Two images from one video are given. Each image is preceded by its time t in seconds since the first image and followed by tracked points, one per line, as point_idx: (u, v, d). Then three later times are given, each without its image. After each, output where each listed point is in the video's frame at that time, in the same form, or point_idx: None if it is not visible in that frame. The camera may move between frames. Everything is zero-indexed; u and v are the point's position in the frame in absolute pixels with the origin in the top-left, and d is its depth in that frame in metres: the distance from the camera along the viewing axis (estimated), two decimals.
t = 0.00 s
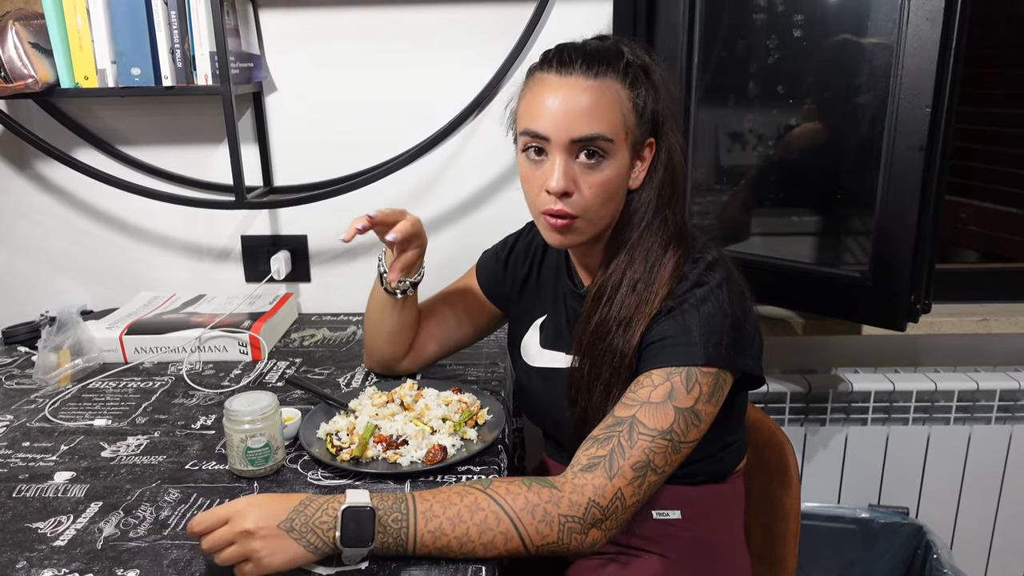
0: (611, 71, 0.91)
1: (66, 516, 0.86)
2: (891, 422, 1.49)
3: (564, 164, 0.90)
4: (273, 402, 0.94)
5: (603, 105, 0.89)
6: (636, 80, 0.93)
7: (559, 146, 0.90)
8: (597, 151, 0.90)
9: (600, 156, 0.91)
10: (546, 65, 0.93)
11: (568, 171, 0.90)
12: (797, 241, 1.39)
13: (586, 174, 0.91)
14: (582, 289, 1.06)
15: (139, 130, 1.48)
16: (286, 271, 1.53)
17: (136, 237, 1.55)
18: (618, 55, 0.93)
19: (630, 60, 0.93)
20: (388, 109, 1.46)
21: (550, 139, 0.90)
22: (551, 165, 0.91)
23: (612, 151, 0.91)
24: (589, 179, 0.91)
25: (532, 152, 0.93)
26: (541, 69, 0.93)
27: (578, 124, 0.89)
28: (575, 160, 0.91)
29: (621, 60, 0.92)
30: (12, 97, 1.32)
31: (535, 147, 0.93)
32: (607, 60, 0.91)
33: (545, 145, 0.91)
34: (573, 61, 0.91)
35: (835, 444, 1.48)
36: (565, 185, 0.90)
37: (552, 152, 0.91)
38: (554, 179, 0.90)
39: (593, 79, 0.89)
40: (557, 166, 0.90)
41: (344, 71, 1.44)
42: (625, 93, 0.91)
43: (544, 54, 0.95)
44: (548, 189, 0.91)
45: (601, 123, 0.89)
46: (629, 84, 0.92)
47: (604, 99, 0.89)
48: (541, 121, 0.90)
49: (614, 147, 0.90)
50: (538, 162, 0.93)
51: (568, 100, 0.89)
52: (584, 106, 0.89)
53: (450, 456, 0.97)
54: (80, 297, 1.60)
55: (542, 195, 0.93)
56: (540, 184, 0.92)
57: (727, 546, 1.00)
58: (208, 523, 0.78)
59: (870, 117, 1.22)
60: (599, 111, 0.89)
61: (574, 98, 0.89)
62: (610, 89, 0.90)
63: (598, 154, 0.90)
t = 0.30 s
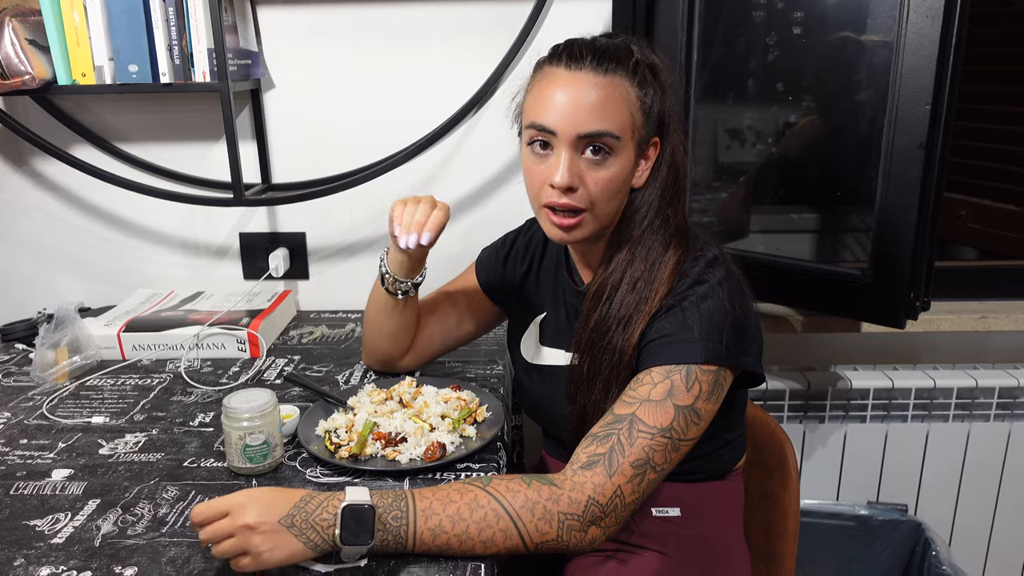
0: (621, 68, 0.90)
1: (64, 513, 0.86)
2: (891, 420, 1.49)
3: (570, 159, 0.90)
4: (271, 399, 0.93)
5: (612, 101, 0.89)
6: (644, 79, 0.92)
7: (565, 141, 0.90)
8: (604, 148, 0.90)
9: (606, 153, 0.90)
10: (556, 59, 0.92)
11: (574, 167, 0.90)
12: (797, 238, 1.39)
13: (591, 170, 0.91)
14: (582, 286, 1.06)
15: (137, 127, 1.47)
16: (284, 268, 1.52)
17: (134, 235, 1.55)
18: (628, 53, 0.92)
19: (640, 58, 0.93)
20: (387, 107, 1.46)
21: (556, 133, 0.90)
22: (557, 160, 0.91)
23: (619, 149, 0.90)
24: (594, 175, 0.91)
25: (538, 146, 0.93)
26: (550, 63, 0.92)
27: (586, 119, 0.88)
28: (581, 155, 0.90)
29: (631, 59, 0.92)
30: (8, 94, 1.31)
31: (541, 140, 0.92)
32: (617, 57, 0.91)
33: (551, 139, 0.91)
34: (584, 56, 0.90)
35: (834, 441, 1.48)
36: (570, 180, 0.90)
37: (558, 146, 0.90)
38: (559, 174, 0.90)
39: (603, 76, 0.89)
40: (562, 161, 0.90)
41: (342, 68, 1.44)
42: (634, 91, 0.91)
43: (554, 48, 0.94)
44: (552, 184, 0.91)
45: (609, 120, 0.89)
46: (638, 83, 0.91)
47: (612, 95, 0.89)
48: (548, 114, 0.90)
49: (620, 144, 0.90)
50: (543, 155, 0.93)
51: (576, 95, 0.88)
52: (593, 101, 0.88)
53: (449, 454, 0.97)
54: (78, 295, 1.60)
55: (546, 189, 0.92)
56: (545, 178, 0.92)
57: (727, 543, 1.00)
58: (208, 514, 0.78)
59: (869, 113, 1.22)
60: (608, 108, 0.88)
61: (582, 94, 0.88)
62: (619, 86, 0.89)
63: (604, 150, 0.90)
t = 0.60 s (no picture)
0: (635, 68, 0.90)
1: (64, 512, 0.86)
2: (891, 420, 1.48)
3: (590, 157, 0.90)
4: (271, 399, 0.94)
5: (631, 99, 0.89)
6: (656, 80, 0.92)
7: (585, 139, 0.89)
8: (622, 145, 0.90)
9: (625, 151, 0.90)
10: (570, 56, 0.92)
11: (594, 165, 0.90)
12: (798, 238, 1.38)
13: (610, 168, 0.91)
14: (586, 286, 1.06)
15: (138, 126, 1.47)
16: (285, 267, 1.52)
17: (134, 233, 1.55)
18: (640, 53, 0.92)
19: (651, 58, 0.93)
20: (389, 106, 1.46)
21: (575, 131, 0.89)
22: (576, 158, 0.90)
23: (637, 146, 0.91)
24: (613, 173, 0.91)
25: (554, 144, 0.93)
26: (564, 61, 0.92)
27: (605, 117, 0.88)
28: (600, 153, 0.90)
29: (643, 58, 0.92)
30: (9, 91, 1.31)
31: (557, 138, 0.92)
32: (630, 57, 0.91)
33: (570, 136, 0.90)
34: (600, 55, 0.90)
35: (834, 442, 1.48)
36: (590, 178, 0.90)
37: (577, 144, 0.90)
38: (579, 172, 0.90)
39: (619, 74, 0.89)
40: (582, 159, 0.90)
41: (343, 67, 1.44)
42: (648, 89, 0.91)
43: (565, 45, 0.94)
44: (571, 182, 0.91)
45: (628, 117, 0.89)
46: (650, 82, 0.91)
47: (630, 93, 0.89)
48: (566, 112, 0.89)
49: (638, 142, 0.90)
50: (560, 153, 0.93)
51: (593, 93, 0.88)
52: (611, 99, 0.88)
53: (450, 454, 0.97)
54: (79, 294, 1.60)
55: (563, 187, 0.92)
56: (563, 176, 0.92)
57: (729, 544, 1.00)
58: (219, 540, 0.75)
59: (871, 113, 1.22)
60: (626, 105, 0.88)
61: (600, 91, 0.88)
62: (635, 84, 0.89)
63: (623, 148, 0.90)
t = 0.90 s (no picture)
0: (636, 67, 0.90)
1: (67, 511, 0.86)
2: (894, 419, 1.48)
3: (585, 157, 0.90)
4: (274, 397, 0.94)
5: (629, 100, 0.88)
6: (658, 80, 0.92)
7: (580, 138, 0.89)
8: (619, 146, 0.90)
9: (621, 152, 0.90)
10: (572, 55, 0.92)
11: (588, 164, 0.90)
12: (800, 237, 1.38)
13: (605, 168, 0.91)
14: (587, 285, 1.06)
15: (141, 126, 1.48)
16: (287, 267, 1.52)
17: (137, 233, 1.55)
18: (643, 53, 0.92)
19: (655, 58, 0.93)
20: (391, 106, 1.46)
21: (571, 130, 0.89)
22: (572, 157, 0.90)
23: (634, 147, 0.90)
24: (608, 174, 0.91)
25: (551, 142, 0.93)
26: (566, 60, 0.92)
27: (601, 117, 0.88)
28: (596, 153, 0.90)
29: (646, 58, 0.92)
30: (12, 92, 1.31)
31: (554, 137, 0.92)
32: (632, 56, 0.91)
33: (566, 136, 0.90)
34: (601, 54, 0.90)
35: (837, 441, 1.48)
36: (584, 177, 0.90)
37: (573, 143, 0.90)
38: (573, 171, 0.90)
39: (620, 74, 0.89)
40: (576, 158, 0.90)
41: (346, 67, 1.44)
42: (649, 89, 0.91)
43: (568, 43, 0.94)
44: (566, 181, 0.91)
45: (625, 118, 0.88)
46: (653, 83, 0.91)
47: (628, 94, 0.88)
48: (563, 111, 0.90)
49: (635, 143, 0.90)
50: (557, 152, 0.93)
51: (591, 93, 0.88)
52: (608, 100, 0.88)
53: (453, 453, 0.97)
54: (82, 294, 1.60)
55: (558, 185, 0.93)
56: (558, 175, 0.92)
57: (731, 543, 0.99)
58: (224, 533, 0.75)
59: (873, 112, 1.21)
60: (623, 106, 0.88)
61: (597, 92, 0.88)
62: (635, 85, 0.89)
63: (619, 149, 0.90)
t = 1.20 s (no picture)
0: (641, 65, 0.90)
1: (67, 508, 0.86)
2: (893, 417, 1.48)
3: (587, 154, 0.90)
4: (274, 395, 0.94)
5: (632, 99, 0.89)
6: (661, 78, 0.92)
7: (583, 136, 0.89)
8: (621, 144, 0.90)
9: (623, 150, 0.90)
10: (576, 52, 0.92)
11: (590, 162, 0.90)
12: (799, 236, 1.38)
13: (607, 166, 0.91)
14: (587, 282, 1.06)
15: (141, 124, 1.48)
16: (287, 265, 1.52)
17: (137, 231, 1.55)
18: (647, 51, 0.92)
19: (659, 56, 0.93)
20: (391, 103, 1.46)
21: (574, 127, 0.89)
22: (573, 154, 0.91)
23: (636, 146, 0.90)
24: (609, 172, 0.91)
25: (554, 139, 0.93)
26: (570, 56, 0.92)
27: (604, 115, 0.88)
28: (597, 151, 0.90)
29: (650, 56, 0.92)
30: (12, 89, 1.31)
31: (557, 133, 0.92)
32: (636, 54, 0.91)
33: (569, 133, 0.90)
34: (605, 51, 0.90)
35: (836, 439, 1.49)
36: (585, 175, 0.90)
37: (575, 140, 0.90)
38: (574, 168, 0.90)
39: (623, 72, 0.88)
40: (578, 155, 0.90)
41: (346, 65, 1.44)
42: (652, 88, 0.91)
43: (573, 40, 0.94)
44: (567, 177, 0.91)
45: (628, 116, 0.88)
46: (656, 82, 0.91)
47: (631, 92, 0.88)
48: (566, 108, 0.90)
49: (637, 142, 0.90)
50: (559, 148, 0.93)
51: (594, 90, 0.88)
52: (612, 97, 0.88)
53: (452, 450, 0.97)
54: (82, 291, 1.60)
55: (560, 182, 0.93)
56: (560, 171, 0.92)
57: (730, 540, 1.00)
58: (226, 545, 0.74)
59: (873, 111, 1.22)
60: (627, 105, 0.88)
61: (601, 89, 0.88)
62: (639, 84, 0.89)
63: (621, 147, 0.90)
